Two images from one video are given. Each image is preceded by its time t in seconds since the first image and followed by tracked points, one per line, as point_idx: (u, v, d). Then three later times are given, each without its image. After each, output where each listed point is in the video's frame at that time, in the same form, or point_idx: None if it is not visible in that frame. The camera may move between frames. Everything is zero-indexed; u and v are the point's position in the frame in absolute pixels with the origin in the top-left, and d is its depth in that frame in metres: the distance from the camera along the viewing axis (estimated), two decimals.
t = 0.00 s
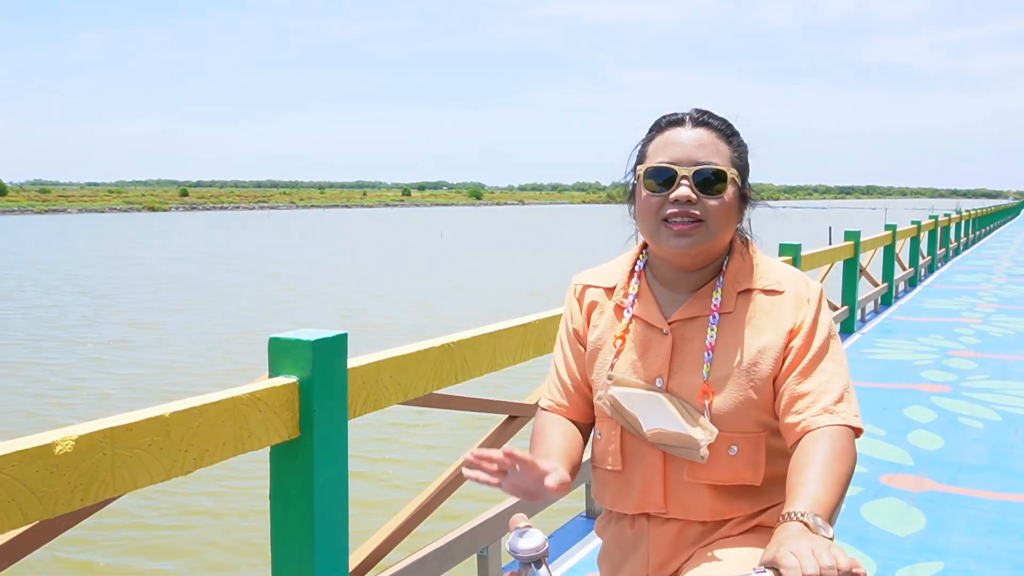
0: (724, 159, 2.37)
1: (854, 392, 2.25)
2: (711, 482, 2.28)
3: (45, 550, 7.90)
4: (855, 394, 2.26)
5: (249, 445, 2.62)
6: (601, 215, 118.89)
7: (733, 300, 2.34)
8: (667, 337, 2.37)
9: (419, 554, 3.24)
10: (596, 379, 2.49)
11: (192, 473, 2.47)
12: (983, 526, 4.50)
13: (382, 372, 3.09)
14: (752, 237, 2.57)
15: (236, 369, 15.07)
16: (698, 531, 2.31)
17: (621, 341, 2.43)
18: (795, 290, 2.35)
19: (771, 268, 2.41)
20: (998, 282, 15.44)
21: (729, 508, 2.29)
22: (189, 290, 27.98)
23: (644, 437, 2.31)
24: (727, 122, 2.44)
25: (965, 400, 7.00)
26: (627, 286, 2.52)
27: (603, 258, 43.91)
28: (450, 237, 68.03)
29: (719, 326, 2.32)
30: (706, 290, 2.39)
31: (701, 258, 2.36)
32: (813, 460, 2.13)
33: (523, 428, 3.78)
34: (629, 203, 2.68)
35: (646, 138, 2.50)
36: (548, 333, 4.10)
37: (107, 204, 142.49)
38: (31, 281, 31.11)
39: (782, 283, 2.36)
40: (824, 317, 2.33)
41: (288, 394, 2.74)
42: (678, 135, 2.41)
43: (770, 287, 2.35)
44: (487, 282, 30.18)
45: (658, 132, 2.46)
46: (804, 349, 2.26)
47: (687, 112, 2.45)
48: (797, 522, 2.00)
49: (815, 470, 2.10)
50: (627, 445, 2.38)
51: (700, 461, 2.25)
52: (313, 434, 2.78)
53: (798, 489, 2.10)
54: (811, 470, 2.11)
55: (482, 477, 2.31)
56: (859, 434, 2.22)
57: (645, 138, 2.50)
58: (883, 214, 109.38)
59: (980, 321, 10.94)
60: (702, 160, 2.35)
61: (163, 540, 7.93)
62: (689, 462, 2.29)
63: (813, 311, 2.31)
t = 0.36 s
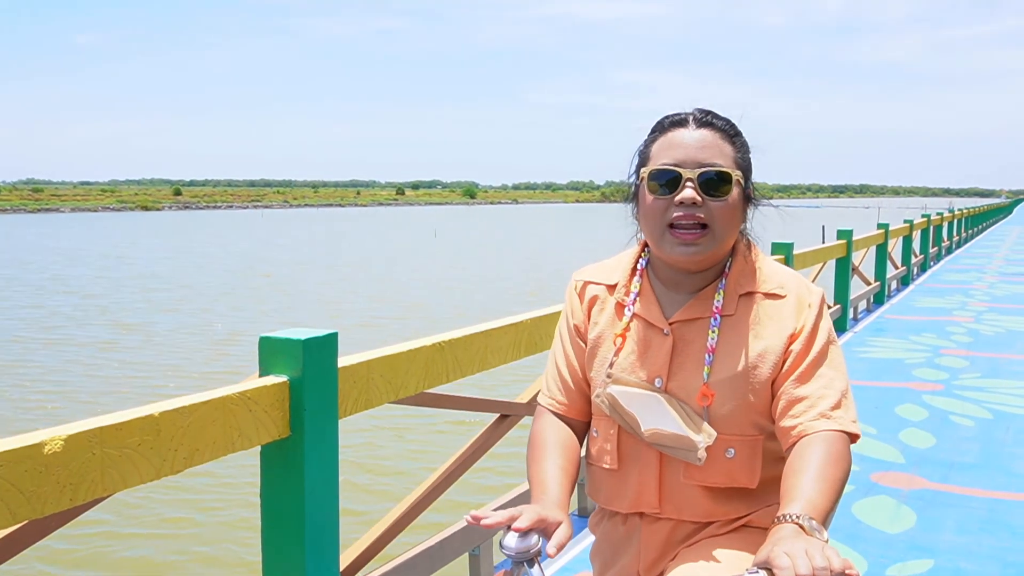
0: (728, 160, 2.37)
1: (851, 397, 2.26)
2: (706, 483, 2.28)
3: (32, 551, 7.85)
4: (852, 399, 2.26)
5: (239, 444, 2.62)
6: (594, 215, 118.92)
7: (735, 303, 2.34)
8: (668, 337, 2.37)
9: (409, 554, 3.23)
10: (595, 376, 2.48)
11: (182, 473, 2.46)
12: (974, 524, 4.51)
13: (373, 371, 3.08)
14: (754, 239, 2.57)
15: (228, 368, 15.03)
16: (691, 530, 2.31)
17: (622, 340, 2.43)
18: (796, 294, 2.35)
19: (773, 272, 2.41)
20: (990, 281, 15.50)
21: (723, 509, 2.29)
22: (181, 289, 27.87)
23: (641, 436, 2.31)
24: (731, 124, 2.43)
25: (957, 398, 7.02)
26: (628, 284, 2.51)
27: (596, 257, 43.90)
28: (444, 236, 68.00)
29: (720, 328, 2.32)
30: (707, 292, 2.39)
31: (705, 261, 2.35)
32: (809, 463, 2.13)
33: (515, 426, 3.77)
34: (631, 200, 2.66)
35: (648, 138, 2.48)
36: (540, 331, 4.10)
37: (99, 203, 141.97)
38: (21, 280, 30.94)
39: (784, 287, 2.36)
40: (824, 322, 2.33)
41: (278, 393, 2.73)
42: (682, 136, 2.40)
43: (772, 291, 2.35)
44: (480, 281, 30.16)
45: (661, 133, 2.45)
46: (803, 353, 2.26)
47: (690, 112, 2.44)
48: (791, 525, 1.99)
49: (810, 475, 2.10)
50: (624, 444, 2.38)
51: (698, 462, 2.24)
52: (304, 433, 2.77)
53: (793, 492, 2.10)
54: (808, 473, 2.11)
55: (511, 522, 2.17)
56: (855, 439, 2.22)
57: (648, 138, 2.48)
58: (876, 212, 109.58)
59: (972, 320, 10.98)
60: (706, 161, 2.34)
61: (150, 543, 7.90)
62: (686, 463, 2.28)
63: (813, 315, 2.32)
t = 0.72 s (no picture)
0: (714, 159, 2.36)
1: (834, 395, 2.26)
2: (689, 481, 2.27)
3: (15, 555, 7.79)
4: (834, 397, 2.26)
5: (225, 443, 2.60)
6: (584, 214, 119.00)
7: (720, 302, 2.33)
8: (653, 335, 2.36)
9: (396, 553, 3.22)
10: (580, 374, 2.48)
11: (167, 472, 2.44)
12: (960, 521, 4.53)
13: (359, 369, 3.07)
14: (740, 237, 2.57)
15: (217, 368, 14.98)
16: (674, 527, 2.31)
17: (607, 337, 2.42)
18: (780, 293, 2.35)
19: (758, 270, 2.40)
20: (978, 279, 15.56)
21: (706, 507, 2.28)
22: (169, 289, 27.76)
23: (625, 434, 2.30)
24: (718, 122, 2.42)
25: (944, 396, 7.04)
26: (614, 281, 2.50)
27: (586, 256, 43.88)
28: (435, 236, 67.97)
29: (705, 327, 2.31)
30: (693, 290, 2.38)
31: (690, 260, 2.34)
32: (792, 462, 2.13)
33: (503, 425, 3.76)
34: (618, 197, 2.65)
35: (635, 136, 2.47)
36: (527, 330, 4.09)
37: (88, 203, 141.32)
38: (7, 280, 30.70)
39: (768, 286, 2.36)
40: (808, 321, 2.33)
41: (264, 392, 2.72)
42: (668, 134, 2.38)
43: (758, 289, 2.34)
44: (470, 280, 30.12)
45: (648, 131, 2.43)
46: (787, 352, 2.26)
47: (677, 111, 2.42)
48: (773, 522, 1.99)
49: (792, 473, 2.10)
50: (608, 442, 2.37)
51: (681, 461, 2.24)
52: (289, 432, 2.76)
53: (775, 491, 2.09)
54: (790, 471, 2.11)
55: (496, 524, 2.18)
56: (837, 436, 2.22)
57: (634, 136, 2.47)
58: (866, 211, 109.90)
59: (960, 318, 11.01)
60: (693, 160, 2.33)
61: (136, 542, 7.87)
62: (669, 461, 2.28)
63: (797, 314, 2.32)
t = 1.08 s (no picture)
0: (698, 162, 2.35)
1: (816, 392, 2.27)
2: (671, 478, 2.27)
3: None
4: (816, 394, 2.27)
5: (208, 443, 2.58)
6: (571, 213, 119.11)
7: (702, 300, 2.33)
8: (636, 332, 2.36)
9: (381, 553, 3.20)
10: (563, 371, 2.48)
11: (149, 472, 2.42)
12: (942, 518, 4.55)
13: (343, 369, 3.05)
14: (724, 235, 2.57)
15: (202, 368, 14.94)
16: (655, 524, 2.30)
17: (590, 334, 2.42)
18: (763, 291, 2.35)
19: (742, 269, 2.40)
20: (961, 278, 15.67)
21: (688, 504, 2.28)
22: (155, 288, 27.65)
23: (607, 430, 2.30)
24: (704, 123, 2.40)
25: (927, 394, 7.08)
26: (598, 279, 2.51)
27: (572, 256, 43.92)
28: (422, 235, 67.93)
29: (687, 324, 2.31)
30: (676, 288, 2.39)
31: (671, 262, 2.35)
32: (775, 460, 2.12)
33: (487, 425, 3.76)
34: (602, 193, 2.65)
35: (620, 136, 2.46)
36: (511, 329, 4.08)
37: (72, 202, 140.50)
38: None
39: (750, 284, 2.36)
40: (790, 319, 2.34)
41: (247, 392, 2.70)
42: (652, 136, 2.38)
43: (741, 287, 2.35)
44: (456, 279, 30.11)
45: (632, 131, 2.42)
46: (769, 348, 2.27)
47: (662, 111, 2.40)
48: (758, 522, 1.98)
49: (776, 472, 2.09)
50: (590, 438, 2.37)
51: (661, 457, 2.24)
52: (273, 432, 2.74)
53: (760, 490, 2.09)
54: (774, 469, 2.10)
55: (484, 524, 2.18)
56: (819, 433, 2.22)
57: (620, 137, 2.46)
58: (850, 211, 110.50)
59: (943, 316, 11.07)
60: (675, 164, 2.33)
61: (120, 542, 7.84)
62: (650, 457, 2.28)
63: (779, 311, 2.32)
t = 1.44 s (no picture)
0: (681, 167, 2.34)
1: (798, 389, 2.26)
2: (652, 472, 2.27)
3: None
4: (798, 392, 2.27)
5: (188, 443, 2.56)
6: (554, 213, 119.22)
7: (688, 297, 2.34)
8: (622, 326, 2.37)
9: (362, 553, 3.19)
10: (547, 361, 2.48)
11: (128, 473, 2.40)
12: (922, 515, 4.59)
13: (324, 369, 3.04)
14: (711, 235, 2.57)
15: (183, 369, 14.83)
16: (634, 518, 2.29)
17: (577, 326, 2.43)
18: (748, 290, 2.35)
19: (728, 269, 2.41)
20: (940, 276, 15.80)
21: (667, 498, 2.28)
22: (135, 289, 27.43)
23: (590, 423, 2.30)
24: (688, 125, 2.39)
25: (907, 391, 7.14)
26: (586, 273, 2.51)
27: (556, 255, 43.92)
28: (406, 234, 67.77)
29: (672, 321, 2.32)
30: (661, 285, 2.39)
31: (654, 265, 2.35)
32: (755, 457, 2.11)
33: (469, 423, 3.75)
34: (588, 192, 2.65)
35: (604, 139, 2.46)
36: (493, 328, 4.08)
37: (52, 201, 139.20)
38: None
39: (736, 283, 2.36)
40: (775, 317, 2.34)
41: (227, 392, 2.68)
42: (634, 141, 2.37)
43: (726, 286, 2.35)
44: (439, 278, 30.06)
45: (616, 135, 2.42)
46: (752, 344, 2.27)
47: (645, 114, 2.39)
48: (738, 520, 1.97)
49: (757, 469, 2.08)
50: (573, 429, 2.37)
51: (644, 452, 2.24)
52: (253, 432, 2.72)
53: (740, 487, 2.07)
54: (753, 464, 2.09)
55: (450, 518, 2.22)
56: (800, 429, 2.22)
57: (604, 140, 2.46)
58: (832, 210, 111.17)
59: (923, 315, 11.16)
60: (657, 169, 2.32)
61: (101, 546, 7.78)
62: (632, 451, 2.28)
63: (764, 309, 2.32)
